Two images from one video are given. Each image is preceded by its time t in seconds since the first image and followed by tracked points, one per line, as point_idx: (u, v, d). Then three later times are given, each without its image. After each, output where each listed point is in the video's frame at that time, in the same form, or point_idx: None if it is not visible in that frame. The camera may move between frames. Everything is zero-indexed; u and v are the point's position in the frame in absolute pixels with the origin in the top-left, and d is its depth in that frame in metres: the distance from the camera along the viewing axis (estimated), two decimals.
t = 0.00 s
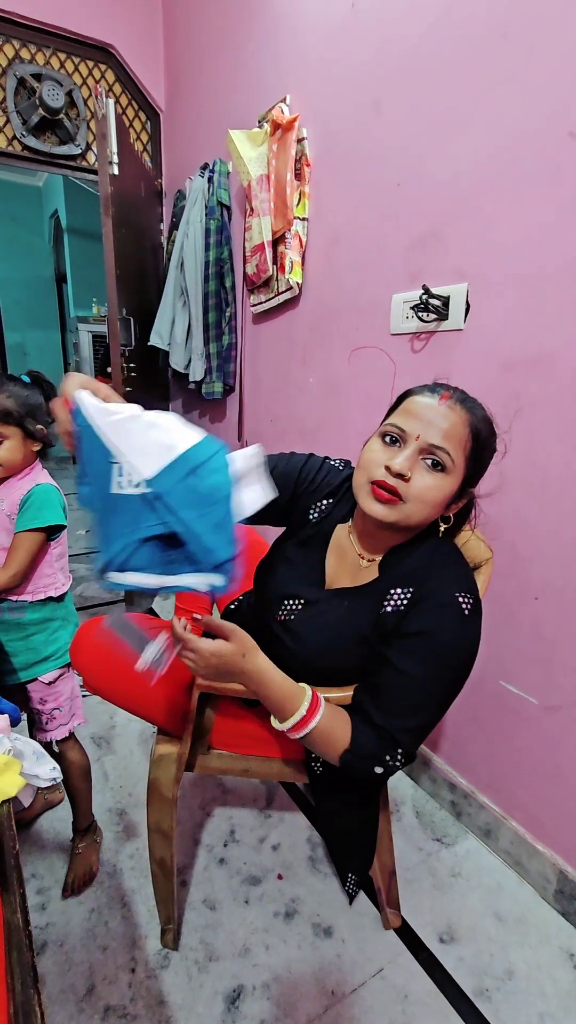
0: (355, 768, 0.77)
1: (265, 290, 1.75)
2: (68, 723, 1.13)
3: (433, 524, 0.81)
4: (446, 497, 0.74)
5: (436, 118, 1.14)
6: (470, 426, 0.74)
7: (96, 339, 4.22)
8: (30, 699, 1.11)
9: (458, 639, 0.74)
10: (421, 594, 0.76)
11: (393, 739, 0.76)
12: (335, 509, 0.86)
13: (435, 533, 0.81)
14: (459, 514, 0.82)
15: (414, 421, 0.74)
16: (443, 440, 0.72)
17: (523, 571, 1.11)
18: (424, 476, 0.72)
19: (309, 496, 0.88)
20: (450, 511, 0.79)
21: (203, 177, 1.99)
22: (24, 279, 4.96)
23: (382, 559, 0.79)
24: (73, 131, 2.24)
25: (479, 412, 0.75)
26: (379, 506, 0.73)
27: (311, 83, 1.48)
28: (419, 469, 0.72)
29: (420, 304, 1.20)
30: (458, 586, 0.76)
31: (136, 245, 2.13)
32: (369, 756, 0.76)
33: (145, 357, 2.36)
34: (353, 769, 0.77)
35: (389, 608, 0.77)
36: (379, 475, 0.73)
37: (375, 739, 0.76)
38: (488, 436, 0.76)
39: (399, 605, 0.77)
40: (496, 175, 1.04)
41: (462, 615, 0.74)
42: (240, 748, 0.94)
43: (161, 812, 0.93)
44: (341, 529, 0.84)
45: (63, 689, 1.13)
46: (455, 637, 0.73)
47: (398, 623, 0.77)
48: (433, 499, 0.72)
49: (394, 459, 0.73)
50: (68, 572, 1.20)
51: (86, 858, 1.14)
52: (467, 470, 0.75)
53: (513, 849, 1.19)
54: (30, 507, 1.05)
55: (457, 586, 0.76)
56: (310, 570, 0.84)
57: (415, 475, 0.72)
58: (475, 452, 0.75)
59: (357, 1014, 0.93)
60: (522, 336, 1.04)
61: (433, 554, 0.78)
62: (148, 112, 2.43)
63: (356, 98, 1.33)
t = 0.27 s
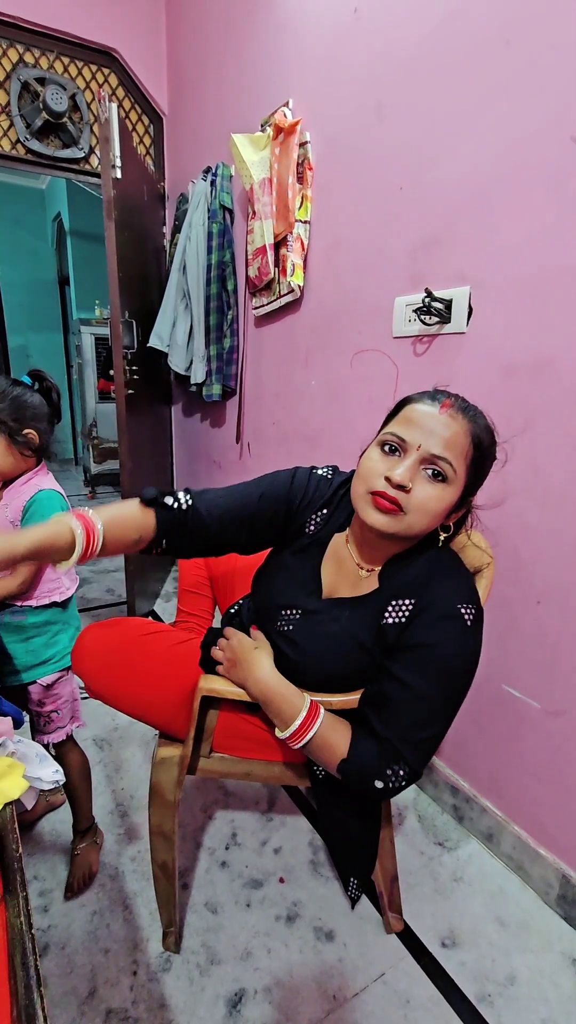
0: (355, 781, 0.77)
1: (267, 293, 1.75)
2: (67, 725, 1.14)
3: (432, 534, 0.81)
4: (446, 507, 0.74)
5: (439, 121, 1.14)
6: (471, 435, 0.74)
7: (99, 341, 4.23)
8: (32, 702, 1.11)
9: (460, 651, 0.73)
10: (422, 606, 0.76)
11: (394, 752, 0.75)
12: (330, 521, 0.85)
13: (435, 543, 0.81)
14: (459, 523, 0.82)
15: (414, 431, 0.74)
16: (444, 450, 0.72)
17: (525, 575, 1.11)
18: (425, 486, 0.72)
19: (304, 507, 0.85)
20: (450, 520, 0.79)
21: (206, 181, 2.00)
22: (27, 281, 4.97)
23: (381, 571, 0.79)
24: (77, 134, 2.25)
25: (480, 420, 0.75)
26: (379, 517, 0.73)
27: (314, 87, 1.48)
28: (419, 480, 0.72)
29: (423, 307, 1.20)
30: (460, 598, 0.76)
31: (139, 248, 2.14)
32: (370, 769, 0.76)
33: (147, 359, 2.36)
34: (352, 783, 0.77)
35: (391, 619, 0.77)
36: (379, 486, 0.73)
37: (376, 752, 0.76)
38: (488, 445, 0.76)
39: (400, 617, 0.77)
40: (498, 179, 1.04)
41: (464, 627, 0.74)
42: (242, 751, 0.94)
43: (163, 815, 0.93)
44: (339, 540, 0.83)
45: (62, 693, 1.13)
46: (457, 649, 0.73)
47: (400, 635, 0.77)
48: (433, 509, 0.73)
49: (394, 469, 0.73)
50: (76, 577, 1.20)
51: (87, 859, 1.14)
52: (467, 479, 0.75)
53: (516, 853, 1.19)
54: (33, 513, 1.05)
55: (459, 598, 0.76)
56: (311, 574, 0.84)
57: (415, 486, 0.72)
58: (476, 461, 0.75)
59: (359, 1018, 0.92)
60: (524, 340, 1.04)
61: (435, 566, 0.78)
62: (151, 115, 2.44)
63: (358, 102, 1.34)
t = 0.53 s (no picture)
0: (360, 785, 0.77)
1: (270, 293, 1.75)
2: (69, 726, 1.13)
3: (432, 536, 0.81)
4: (444, 510, 0.74)
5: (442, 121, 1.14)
6: (468, 438, 0.74)
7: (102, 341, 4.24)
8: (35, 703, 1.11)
9: (462, 657, 0.73)
10: (424, 609, 0.76)
11: (399, 755, 0.75)
12: (327, 524, 0.85)
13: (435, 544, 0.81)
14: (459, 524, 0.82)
15: (410, 435, 0.74)
16: (440, 454, 0.72)
17: (528, 574, 1.10)
18: (422, 491, 0.72)
19: (300, 514, 0.86)
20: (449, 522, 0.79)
21: (209, 182, 2.00)
22: (31, 282, 4.99)
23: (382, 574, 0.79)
24: (80, 136, 2.25)
25: (476, 421, 0.75)
26: (377, 524, 0.73)
27: (317, 86, 1.48)
28: (416, 485, 0.72)
29: (425, 307, 1.20)
30: (462, 600, 0.76)
31: (141, 249, 2.14)
32: (374, 772, 0.76)
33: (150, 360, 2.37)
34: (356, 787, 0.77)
35: (392, 623, 0.77)
36: (376, 492, 0.73)
37: (380, 755, 0.76)
38: (485, 445, 0.76)
39: (402, 620, 0.77)
40: (501, 178, 1.04)
41: (466, 629, 0.74)
42: (244, 751, 0.94)
43: (166, 814, 0.93)
44: (338, 542, 0.83)
45: (63, 693, 1.12)
46: (458, 653, 0.73)
47: (402, 639, 0.77)
48: (431, 513, 0.73)
49: (391, 474, 0.73)
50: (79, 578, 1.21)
51: (91, 860, 1.14)
52: (464, 481, 0.75)
53: (519, 853, 1.19)
54: (36, 514, 1.05)
55: (460, 601, 0.76)
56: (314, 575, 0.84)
57: (412, 491, 0.72)
58: (472, 463, 0.75)
59: (361, 1019, 0.92)
60: (527, 339, 1.03)
61: (436, 568, 0.78)
62: (153, 116, 2.45)
63: (361, 101, 1.34)
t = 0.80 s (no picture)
0: (365, 785, 0.77)
1: (273, 293, 1.75)
2: (75, 727, 1.13)
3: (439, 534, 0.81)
4: (450, 507, 0.74)
5: (446, 119, 1.14)
6: (474, 433, 0.74)
7: (106, 342, 4.25)
8: (40, 703, 1.11)
9: (468, 656, 0.73)
10: (429, 608, 0.76)
11: (404, 756, 0.75)
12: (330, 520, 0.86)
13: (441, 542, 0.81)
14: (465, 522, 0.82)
15: (416, 431, 0.74)
16: (446, 451, 0.72)
17: (533, 574, 1.10)
18: (428, 487, 0.72)
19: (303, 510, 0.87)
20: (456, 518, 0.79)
21: (212, 182, 2.01)
22: (35, 283, 5.01)
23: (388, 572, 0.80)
24: (84, 137, 2.26)
25: (483, 417, 0.74)
26: (383, 520, 0.73)
27: (320, 86, 1.48)
28: (422, 481, 0.72)
29: (429, 306, 1.20)
30: (468, 600, 0.75)
31: (145, 249, 2.15)
32: (379, 773, 0.76)
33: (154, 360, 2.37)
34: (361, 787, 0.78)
35: (397, 623, 0.77)
36: (382, 489, 0.73)
37: (386, 756, 0.76)
38: (492, 441, 0.75)
39: (407, 620, 0.77)
40: (506, 176, 1.04)
41: (472, 630, 0.74)
42: (248, 751, 0.94)
43: (169, 814, 0.93)
44: (342, 539, 0.83)
45: (70, 693, 1.12)
46: (464, 653, 0.73)
47: (408, 639, 0.77)
48: (438, 509, 0.73)
49: (396, 472, 0.73)
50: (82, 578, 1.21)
51: (96, 861, 1.14)
52: (471, 477, 0.75)
53: (523, 854, 1.18)
54: (42, 516, 1.05)
55: (466, 600, 0.75)
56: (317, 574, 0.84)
57: (418, 487, 0.72)
58: (479, 460, 0.75)
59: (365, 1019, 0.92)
60: (532, 338, 1.03)
61: (441, 568, 0.78)
62: (157, 116, 2.46)
63: (365, 100, 1.34)
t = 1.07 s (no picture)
0: (366, 784, 0.75)
1: (274, 295, 1.75)
2: (85, 727, 1.13)
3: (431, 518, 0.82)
4: (438, 487, 0.74)
5: (446, 121, 1.14)
6: (457, 415, 0.74)
7: (108, 345, 4.26)
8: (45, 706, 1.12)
9: (459, 636, 0.71)
10: (420, 594, 0.75)
11: (404, 749, 0.73)
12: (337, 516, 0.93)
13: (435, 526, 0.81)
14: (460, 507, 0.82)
15: (399, 417, 0.76)
16: (429, 433, 0.73)
17: (534, 575, 1.10)
18: (413, 469, 0.73)
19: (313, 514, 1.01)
20: (450, 502, 0.79)
21: (213, 184, 2.01)
22: (37, 286, 5.02)
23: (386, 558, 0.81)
24: (86, 140, 2.26)
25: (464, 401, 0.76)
26: (372, 504, 0.75)
27: (321, 88, 1.48)
28: (406, 463, 0.74)
29: (430, 308, 1.20)
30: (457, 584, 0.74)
31: (147, 251, 2.15)
32: (379, 769, 0.74)
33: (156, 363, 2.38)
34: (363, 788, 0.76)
35: (391, 609, 0.77)
36: (368, 473, 0.76)
37: (386, 751, 0.75)
38: (477, 423, 0.76)
39: (399, 606, 0.76)
40: (506, 177, 1.03)
41: (462, 614, 0.72)
42: (249, 753, 0.94)
43: (170, 816, 0.93)
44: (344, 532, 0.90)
45: (78, 694, 1.13)
46: (453, 636, 0.71)
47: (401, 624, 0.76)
48: (425, 490, 0.74)
49: (381, 456, 0.75)
50: (87, 578, 1.21)
51: (99, 866, 1.14)
52: (457, 458, 0.75)
53: (526, 856, 1.18)
54: (44, 517, 1.05)
55: (454, 584, 0.74)
56: (322, 566, 0.88)
57: (403, 469, 0.73)
58: (465, 442, 0.75)
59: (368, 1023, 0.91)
60: (533, 339, 1.03)
61: (433, 555, 0.77)
62: (158, 119, 2.46)
63: (365, 102, 1.34)
